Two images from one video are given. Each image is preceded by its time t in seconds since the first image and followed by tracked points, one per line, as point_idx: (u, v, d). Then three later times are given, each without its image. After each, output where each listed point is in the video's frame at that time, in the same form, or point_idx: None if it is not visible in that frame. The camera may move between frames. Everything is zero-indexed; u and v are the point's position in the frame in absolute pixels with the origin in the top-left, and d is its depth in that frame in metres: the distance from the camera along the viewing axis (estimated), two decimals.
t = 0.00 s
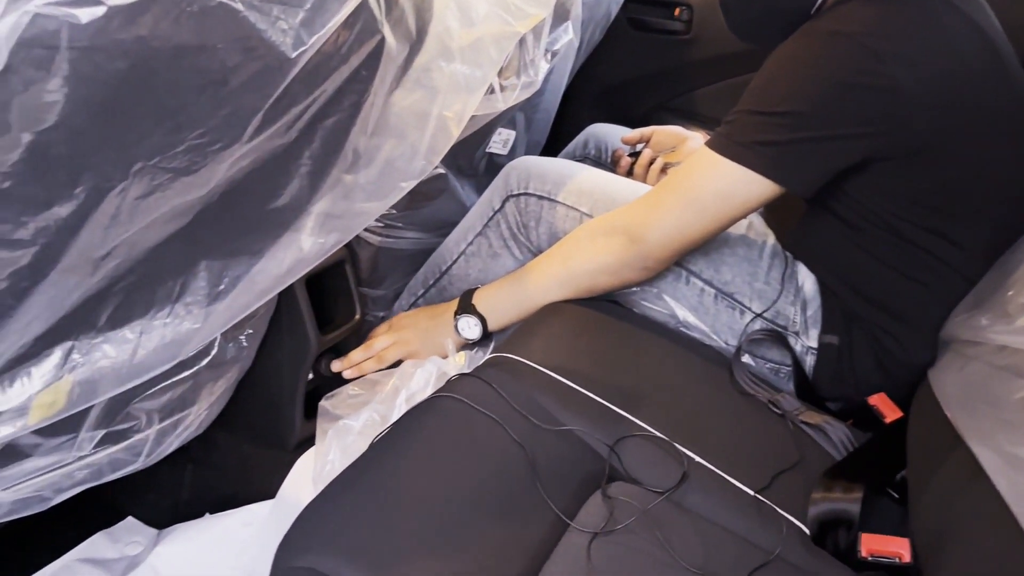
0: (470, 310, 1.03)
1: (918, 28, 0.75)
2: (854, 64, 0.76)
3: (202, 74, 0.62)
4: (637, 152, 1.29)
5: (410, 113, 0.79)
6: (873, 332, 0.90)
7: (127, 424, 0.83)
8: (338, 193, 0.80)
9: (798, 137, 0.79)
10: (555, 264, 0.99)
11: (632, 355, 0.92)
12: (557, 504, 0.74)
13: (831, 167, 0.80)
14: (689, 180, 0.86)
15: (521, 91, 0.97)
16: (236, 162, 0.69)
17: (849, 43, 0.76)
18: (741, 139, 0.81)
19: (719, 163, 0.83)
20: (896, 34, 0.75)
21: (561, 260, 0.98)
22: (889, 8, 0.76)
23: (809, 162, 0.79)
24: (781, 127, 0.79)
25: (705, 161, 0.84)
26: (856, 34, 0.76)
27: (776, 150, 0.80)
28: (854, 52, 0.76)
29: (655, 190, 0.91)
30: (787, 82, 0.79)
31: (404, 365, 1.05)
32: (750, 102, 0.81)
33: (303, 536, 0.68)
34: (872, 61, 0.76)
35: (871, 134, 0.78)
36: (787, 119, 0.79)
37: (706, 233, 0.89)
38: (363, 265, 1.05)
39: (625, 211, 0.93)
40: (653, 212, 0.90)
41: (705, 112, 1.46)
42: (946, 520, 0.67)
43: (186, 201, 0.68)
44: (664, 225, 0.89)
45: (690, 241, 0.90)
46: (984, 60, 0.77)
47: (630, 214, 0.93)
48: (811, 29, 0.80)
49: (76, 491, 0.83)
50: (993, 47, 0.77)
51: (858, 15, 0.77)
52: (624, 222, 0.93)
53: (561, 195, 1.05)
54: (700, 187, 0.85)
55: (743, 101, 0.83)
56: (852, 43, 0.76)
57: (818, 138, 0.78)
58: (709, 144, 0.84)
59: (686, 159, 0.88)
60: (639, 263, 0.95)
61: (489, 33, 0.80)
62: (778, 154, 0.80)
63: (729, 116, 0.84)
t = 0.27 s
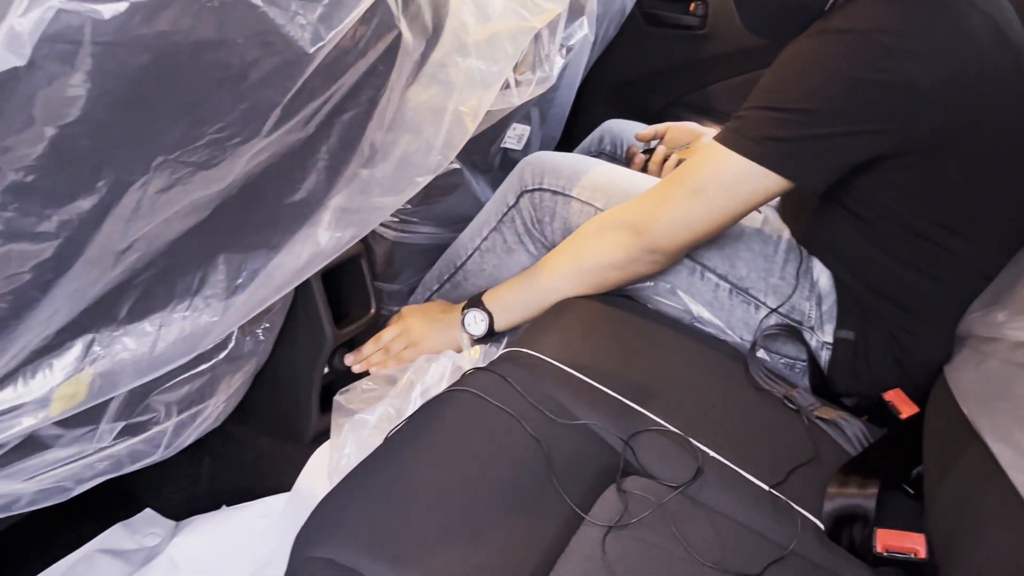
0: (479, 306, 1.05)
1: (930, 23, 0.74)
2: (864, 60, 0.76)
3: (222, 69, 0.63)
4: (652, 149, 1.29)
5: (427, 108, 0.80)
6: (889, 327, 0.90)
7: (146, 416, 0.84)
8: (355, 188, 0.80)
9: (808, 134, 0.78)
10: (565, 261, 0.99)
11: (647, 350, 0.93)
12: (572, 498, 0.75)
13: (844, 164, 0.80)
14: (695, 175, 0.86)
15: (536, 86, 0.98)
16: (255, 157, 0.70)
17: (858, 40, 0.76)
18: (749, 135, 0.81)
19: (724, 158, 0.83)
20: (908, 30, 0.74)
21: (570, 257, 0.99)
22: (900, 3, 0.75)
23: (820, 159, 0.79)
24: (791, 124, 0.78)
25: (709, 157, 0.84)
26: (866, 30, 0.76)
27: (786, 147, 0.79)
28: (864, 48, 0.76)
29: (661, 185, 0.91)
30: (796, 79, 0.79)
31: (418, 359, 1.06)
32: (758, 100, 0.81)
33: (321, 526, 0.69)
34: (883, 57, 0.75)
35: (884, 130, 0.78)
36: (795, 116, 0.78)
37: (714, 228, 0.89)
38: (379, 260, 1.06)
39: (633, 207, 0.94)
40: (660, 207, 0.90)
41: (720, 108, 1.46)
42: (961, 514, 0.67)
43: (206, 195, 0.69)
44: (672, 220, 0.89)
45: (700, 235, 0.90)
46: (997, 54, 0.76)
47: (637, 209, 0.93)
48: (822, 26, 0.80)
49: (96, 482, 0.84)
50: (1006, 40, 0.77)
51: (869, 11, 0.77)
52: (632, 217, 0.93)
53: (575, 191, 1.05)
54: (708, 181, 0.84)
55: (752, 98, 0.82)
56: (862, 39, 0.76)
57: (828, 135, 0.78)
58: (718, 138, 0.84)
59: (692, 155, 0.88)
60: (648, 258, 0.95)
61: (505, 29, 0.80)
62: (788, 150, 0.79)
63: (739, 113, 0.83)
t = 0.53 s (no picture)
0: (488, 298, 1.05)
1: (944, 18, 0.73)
2: (874, 55, 0.75)
3: (239, 63, 0.63)
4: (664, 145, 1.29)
5: (441, 101, 0.80)
6: (902, 321, 0.90)
7: (162, 408, 0.85)
8: (369, 181, 0.81)
9: (816, 129, 0.78)
10: (575, 257, 0.99)
11: (660, 343, 0.93)
12: (584, 490, 0.75)
13: (852, 157, 0.80)
14: (702, 167, 0.86)
15: (549, 80, 0.98)
16: (271, 150, 0.71)
17: (869, 36, 0.76)
18: (757, 127, 0.81)
19: (731, 149, 0.83)
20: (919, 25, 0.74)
21: (579, 252, 0.99)
22: None
23: (828, 153, 0.79)
24: (799, 118, 0.78)
25: (717, 148, 0.84)
26: (876, 25, 0.75)
27: (793, 141, 0.79)
28: (874, 43, 0.75)
29: (669, 177, 0.91)
30: (807, 74, 0.79)
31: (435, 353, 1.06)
32: (769, 93, 0.81)
33: (335, 516, 0.69)
34: (893, 52, 0.75)
35: (893, 125, 0.77)
36: (803, 110, 0.78)
37: (723, 219, 0.90)
38: (392, 253, 1.06)
39: (642, 200, 0.94)
40: (668, 199, 0.90)
41: (732, 102, 1.46)
42: (974, 508, 0.67)
43: (223, 188, 0.69)
44: (680, 212, 0.90)
45: (710, 225, 0.91)
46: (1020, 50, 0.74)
47: (646, 202, 0.93)
48: (835, 20, 0.80)
49: (113, 472, 0.85)
50: None
51: (883, 6, 0.76)
52: (641, 210, 0.93)
53: (588, 184, 1.05)
54: (716, 171, 0.85)
55: (764, 91, 0.82)
56: (873, 35, 0.75)
57: (836, 129, 0.78)
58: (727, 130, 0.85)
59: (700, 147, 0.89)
60: (658, 250, 0.95)
61: (519, 21, 0.80)
62: (795, 144, 0.79)
63: (749, 106, 0.83)
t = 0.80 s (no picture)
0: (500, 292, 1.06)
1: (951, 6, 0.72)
2: (879, 42, 0.75)
3: (251, 53, 0.64)
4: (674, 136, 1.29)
5: (450, 92, 0.81)
6: (911, 313, 0.90)
7: (175, 397, 0.86)
8: (380, 172, 0.81)
9: (819, 115, 0.78)
10: (582, 248, 1.00)
11: (669, 334, 0.93)
12: (594, 480, 0.75)
13: (856, 144, 0.79)
14: (711, 154, 0.86)
15: (558, 72, 0.98)
16: (282, 140, 0.71)
17: (875, 21, 0.75)
18: (763, 114, 0.81)
19: (740, 135, 0.83)
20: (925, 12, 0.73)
21: (586, 242, 0.99)
22: None
23: (831, 140, 0.79)
24: (803, 103, 0.78)
25: (725, 135, 0.85)
26: (882, 11, 0.75)
27: (796, 126, 0.79)
28: (878, 30, 0.75)
29: (676, 165, 0.92)
30: (811, 59, 0.78)
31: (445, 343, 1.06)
32: (774, 79, 0.81)
33: (347, 504, 0.70)
34: (898, 39, 0.74)
35: (897, 112, 0.77)
36: (806, 96, 0.78)
37: (731, 205, 0.90)
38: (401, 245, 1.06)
39: (647, 188, 0.94)
40: (676, 187, 0.91)
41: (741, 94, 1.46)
42: (984, 499, 0.67)
43: (236, 177, 0.70)
44: (688, 199, 0.90)
45: (718, 212, 0.91)
46: None
47: (652, 190, 0.94)
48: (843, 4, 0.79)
49: (126, 461, 0.86)
50: None
51: None
52: (648, 199, 0.94)
53: (599, 173, 1.05)
54: (725, 158, 0.85)
55: (769, 77, 0.82)
56: (878, 21, 0.75)
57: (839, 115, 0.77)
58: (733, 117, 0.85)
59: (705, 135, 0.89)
60: (666, 237, 0.96)
61: (529, 12, 0.82)
62: (796, 130, 0.79)
63: (756, 92, 0.83)
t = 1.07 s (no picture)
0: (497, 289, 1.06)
1: None
2: (883, 35, 0.75)
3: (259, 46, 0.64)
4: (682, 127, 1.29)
5: (457, 85, 0.81)
6: (918, 305, 0.90)
7: (183, 388, 0.86)
8: (387, 165, 0.81)
9: (822, 107, 0.78)
10: (584, 244, 0.99)
11: (675, 327, 0.93)
12: (599, 470, 0.75)
13: (860, 137, 0.79)
14: (715, 148, 0.86)
15: (565, 65, 0.98)
16: (290, 133, 0.71)
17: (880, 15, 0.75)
18: (766, 107, 0.81)
19: (744, 130, 0.83)
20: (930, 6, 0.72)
21: (589, 238, 0.99)
22: None
23: (835, 133, 0.79)
24: (807, 96, 0.78)
25: (728, 129, 0.85)
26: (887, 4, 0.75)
27: (800, 120, 0.79)
28: (883, 23, 0.75)
29: (678, 160, 0.91)
30: (816, 52, 0.78)
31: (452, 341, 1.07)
32: (778, 73, 0.81)
33: (354, 495, 0.70)
34: (903, 31, 0.74)
35: (901, 105, 0.76)
36: (810, 88, 0.78)
37: (735, 198, 0.90)
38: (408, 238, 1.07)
39: (649, 184, 0.94)
40: (679, 181, 0.91)
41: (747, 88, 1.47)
42: (989, 489, 0.67)
43: (244, 169, 0.70)
44: (691, 193, 0.90)
45: (721, 205, 0.91)
46: None
47: (653, 185, 0.94)
48: None
49: (135, 452, 0.87)
50: None
51: None
52: (650, 195, 0.94)
53: (605, 166, 1.05)
54: (729, 152, 0.85)
55: (774, 70, 0.82)
56: (882, 14, 0.75)
57: (843, 108, 0.77)
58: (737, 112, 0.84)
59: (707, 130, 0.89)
60: (669, 231, 0.96)
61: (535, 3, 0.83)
62: (802, 123, 0.79)
63: (760, 86, 0.83)
